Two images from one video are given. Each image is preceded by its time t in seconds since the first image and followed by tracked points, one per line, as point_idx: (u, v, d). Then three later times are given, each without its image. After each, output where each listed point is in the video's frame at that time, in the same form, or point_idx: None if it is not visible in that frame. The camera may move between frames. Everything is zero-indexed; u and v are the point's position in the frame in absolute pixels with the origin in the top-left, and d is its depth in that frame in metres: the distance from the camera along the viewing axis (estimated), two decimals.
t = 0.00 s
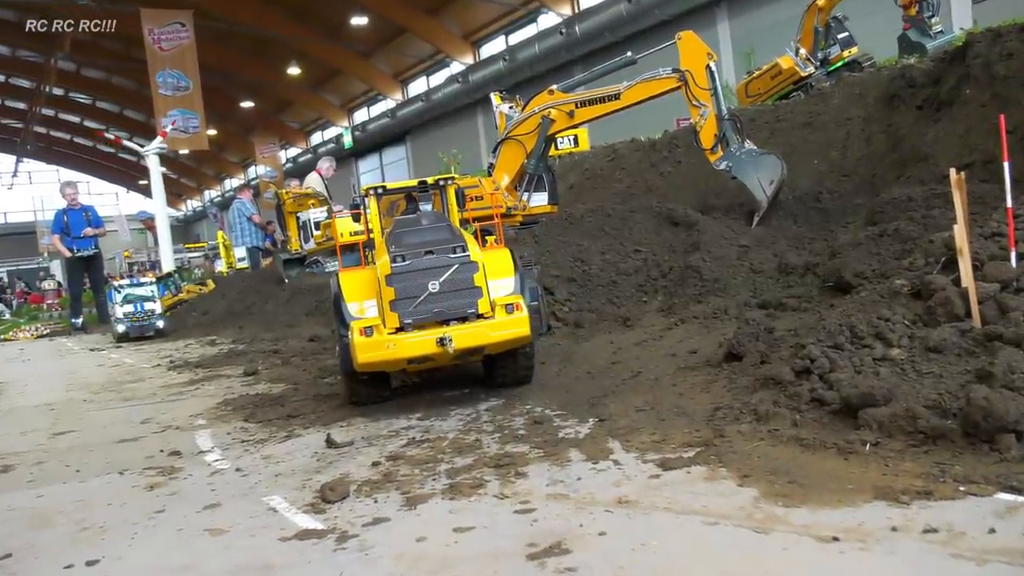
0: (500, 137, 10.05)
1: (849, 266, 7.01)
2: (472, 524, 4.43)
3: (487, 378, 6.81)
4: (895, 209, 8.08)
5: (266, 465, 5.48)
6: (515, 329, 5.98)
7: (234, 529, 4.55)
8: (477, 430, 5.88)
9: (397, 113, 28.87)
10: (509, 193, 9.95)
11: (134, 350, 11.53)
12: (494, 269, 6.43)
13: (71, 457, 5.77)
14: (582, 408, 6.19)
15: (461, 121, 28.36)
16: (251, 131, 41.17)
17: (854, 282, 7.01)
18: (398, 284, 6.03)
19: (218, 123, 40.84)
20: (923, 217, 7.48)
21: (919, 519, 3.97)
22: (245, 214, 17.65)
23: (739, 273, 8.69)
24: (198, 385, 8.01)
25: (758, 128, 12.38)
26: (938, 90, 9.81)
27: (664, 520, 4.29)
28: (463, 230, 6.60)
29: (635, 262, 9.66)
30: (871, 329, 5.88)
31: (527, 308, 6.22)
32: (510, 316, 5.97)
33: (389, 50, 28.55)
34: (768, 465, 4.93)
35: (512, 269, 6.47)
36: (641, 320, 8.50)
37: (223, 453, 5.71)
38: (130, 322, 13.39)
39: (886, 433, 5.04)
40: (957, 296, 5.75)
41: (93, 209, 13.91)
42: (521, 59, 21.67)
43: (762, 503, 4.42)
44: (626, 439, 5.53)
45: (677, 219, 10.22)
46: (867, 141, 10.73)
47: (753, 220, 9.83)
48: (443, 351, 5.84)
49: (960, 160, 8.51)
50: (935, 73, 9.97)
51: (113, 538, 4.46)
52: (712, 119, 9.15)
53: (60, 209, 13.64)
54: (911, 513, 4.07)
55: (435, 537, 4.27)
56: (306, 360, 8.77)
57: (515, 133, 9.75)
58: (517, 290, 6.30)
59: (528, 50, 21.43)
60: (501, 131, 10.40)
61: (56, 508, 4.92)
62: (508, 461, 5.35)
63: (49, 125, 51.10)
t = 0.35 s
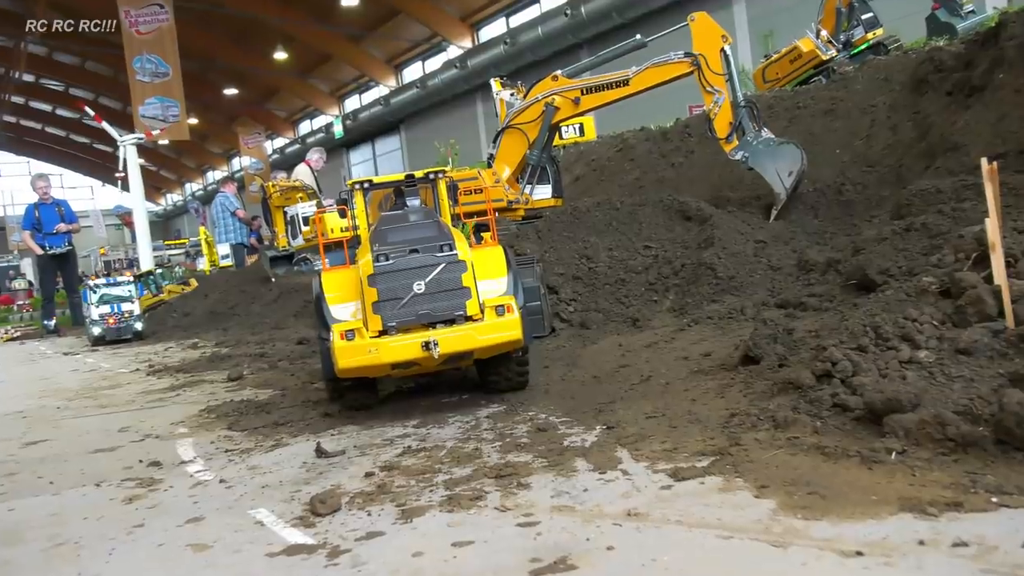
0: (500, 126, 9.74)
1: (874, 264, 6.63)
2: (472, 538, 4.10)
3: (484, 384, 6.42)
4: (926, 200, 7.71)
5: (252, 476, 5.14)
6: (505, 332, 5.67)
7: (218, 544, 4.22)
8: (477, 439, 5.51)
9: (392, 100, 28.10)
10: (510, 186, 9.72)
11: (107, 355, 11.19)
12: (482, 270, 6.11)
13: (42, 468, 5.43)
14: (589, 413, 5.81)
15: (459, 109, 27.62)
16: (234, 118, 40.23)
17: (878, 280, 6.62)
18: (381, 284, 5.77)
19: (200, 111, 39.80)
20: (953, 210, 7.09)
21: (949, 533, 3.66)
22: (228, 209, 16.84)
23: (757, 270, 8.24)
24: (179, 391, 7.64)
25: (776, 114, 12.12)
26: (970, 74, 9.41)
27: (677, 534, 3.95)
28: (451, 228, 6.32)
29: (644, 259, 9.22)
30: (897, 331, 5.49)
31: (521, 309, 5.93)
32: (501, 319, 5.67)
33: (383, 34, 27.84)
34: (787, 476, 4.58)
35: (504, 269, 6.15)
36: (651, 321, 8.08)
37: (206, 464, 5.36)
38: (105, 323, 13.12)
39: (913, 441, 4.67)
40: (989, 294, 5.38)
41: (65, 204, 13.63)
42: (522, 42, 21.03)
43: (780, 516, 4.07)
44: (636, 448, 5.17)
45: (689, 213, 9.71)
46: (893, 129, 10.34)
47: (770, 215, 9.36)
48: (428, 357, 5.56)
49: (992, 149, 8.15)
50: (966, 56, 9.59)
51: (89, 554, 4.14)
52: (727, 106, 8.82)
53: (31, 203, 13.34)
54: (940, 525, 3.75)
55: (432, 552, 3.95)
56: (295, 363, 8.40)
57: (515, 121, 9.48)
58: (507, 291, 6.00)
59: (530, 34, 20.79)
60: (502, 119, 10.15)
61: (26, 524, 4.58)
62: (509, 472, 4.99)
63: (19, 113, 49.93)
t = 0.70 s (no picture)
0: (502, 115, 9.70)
1: (900, 261, 6.27)
2: (471, 553, 3.81)
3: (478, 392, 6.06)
4: (956, 192, 7.39)
5: (238, 487, 4.82)
6: (492, 336, 5.37)
7: (202, 559, 3.93)
8: (477, 447, 5.17)
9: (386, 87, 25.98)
10: (513, 178, 9.75)
11: (82, 359, 10.88)
12: (472, 270, 5.81)
13: (14, 480, 5.11)
14: (597, 420, 5.46)
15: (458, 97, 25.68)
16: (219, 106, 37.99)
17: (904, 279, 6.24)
18: (362, 285, 5.45)
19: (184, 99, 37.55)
20: (983, 204, 6.72)
21: (979, 546, 3.42)
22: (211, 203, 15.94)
23: (775, 267, 7.79)
24: (160, 397, 7.28)
25: (796, 102, 11.80)
26: (1003, 58, 9.07)
27: (690, 548, 3.67)
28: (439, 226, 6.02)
29: (655, 256, 8.73)
30: (925, 332, 5.11)
31: (511, 311, 5.61)
32: (488, 321, 5.37)
33: (374, 16, 26.26)
34: (809, 486, 4.25)
35: (495, 268, 5.84)
36: (663, 322, 7.65)
37: (189, 474, 5.03)
38: (81, 325, 12.82)
39: (942, 449, 4.35)
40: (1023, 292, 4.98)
41: (37, 198, 13.36)
42: (524, 25, 19.41)
43: (800, 529, 3.79)
44: (647, 458, 4.83)
45: (703, 208, 9.29)
46: (920, 116, 9.98)
47: (790, 209, 8.94)
48: (410, 361, 5.28)
49: None
50: (998, 38, 9.25)
51: (65, 569, 3.85)
52: (744, 92, 8.43)
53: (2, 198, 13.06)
54: (971, 539, 3.50)
55: (430, 569, 3.66)
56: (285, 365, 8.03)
57: (517, 108, 9.39)
58: (497, 291, 5.68)
59: (532, 15, 19.14)
60: (502, 106, 9.92)
61: None
62: (511, 482, 4.66)
63: None
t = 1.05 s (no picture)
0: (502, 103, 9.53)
1: (927, 258, 5.92)
2: (468, 569, 3.53)
3: (477, 397, 5.72)
4: (987, 184, 7.05)
5: (221, 497, 4.51)
6: (483, 337, 5.09)
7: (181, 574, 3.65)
8: (474, 456, 4.85)
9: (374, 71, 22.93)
10: (514, 168, 9.57)
11: (56, 362, 10.50)
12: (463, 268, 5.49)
13: None
14: (603, 427, 5.12)
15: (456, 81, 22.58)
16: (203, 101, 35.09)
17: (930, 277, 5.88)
18: (344, 284, 5.21)
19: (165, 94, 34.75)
20: (1016, 197, 6.34)
21: (1008, 560, 3.21)
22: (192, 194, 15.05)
23: (794, 264, 7.34)
24: (137, 402, 6.92)
25: (816, 90, 11.05)
26: None
27: (702, 563, 3.41)
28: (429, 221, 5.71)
29: (666, 252, 8.19)
30: (953, 333, 4.76)
31: (505, 311, 5.33)
32: (478, 322, 5.11)
33: None
34: (829, 497, 3.95)
35: (489, 265, 5.53)
36: (674, 323, 7.23)
37: (169, 483, 4.72)
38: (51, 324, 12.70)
39: (970, 458, 4.04)
40: None
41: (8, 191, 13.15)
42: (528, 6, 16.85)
43: (818, 543, 3.53)
44: (656, 467, 4.52)
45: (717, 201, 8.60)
46: (950, 104, 9.59)
47: (809, 203, 8.56)
48: (395, 365, 5.02)
49: None
50: None
51: None
52: (761, 78, 8.13)
53: None
54: (1000, 553, 3.28)
55: None
56: (271, 367, 7.65)
57: (518, 96, 9.24)
58: (491, 291, 5.36)
59: None
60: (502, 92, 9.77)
61: None
62: (512, 493, 4.35)
63: None
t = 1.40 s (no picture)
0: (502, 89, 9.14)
1: (957, 254, 5.62)
2: None
3: (476, 401, 5.45)
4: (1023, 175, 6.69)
5: (204, 508, 4.24)
6: (481, 337, 4.84)
7: None
8: (474, 465, 4.57)
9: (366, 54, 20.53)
10: (515, 159, 9.31)
11: (23, 365, 10.16)
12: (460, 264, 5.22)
13: None
14: (610, 434, 4.82)
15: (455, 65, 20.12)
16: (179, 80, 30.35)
17: (960, 274, 5.58)
18: (332, 280, 4.94)
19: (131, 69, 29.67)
20: None
21: None
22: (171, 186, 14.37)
23: (814, 261, 7.02)
24: (114, 407, 6.58)
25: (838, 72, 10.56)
26: None
27: None
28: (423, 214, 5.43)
29: (679, 247, 7.87)
30: (984, 334, 4.43)
31: (504, 310, 5.06)
32: (475, 322, 4.85)
33: None
34: (850, 509, 3.67)
35: (487, 262, 5.24)
36: (686, 323, 6.91)
37: (148, 493, 4.45)
38: (21, 324, 12.44)
39: (1003, 468, 3.75)
40: None
41: None
42: None
43: (842, 558, 3.26)
44: (667, 477, 4.23)
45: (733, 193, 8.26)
46: (982, 90, 9.09)
47: (832, 194, 8.10)
48: (387, 367, 4.77)
49: None
50: None
51: None
52: (779, 61, 7.84)
53: None
54: None
55: None
56: (256, 371, 7.29)
57: (519, 81, 8.84)
58: (489, 288, 5.09)
59: None
60: (505, 76, 9.44)
61: None
62: (514, 504, 4.07)
63: None
